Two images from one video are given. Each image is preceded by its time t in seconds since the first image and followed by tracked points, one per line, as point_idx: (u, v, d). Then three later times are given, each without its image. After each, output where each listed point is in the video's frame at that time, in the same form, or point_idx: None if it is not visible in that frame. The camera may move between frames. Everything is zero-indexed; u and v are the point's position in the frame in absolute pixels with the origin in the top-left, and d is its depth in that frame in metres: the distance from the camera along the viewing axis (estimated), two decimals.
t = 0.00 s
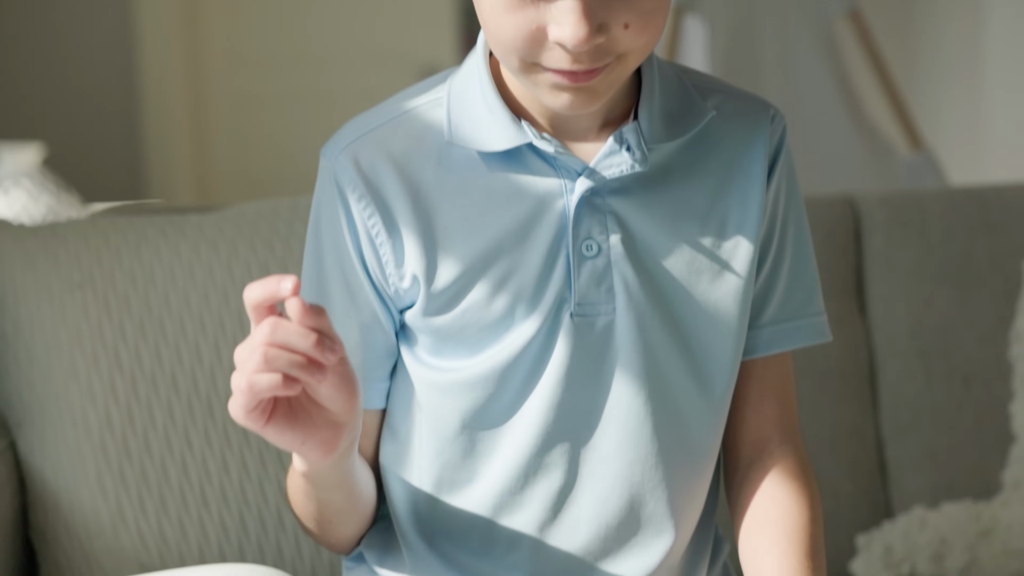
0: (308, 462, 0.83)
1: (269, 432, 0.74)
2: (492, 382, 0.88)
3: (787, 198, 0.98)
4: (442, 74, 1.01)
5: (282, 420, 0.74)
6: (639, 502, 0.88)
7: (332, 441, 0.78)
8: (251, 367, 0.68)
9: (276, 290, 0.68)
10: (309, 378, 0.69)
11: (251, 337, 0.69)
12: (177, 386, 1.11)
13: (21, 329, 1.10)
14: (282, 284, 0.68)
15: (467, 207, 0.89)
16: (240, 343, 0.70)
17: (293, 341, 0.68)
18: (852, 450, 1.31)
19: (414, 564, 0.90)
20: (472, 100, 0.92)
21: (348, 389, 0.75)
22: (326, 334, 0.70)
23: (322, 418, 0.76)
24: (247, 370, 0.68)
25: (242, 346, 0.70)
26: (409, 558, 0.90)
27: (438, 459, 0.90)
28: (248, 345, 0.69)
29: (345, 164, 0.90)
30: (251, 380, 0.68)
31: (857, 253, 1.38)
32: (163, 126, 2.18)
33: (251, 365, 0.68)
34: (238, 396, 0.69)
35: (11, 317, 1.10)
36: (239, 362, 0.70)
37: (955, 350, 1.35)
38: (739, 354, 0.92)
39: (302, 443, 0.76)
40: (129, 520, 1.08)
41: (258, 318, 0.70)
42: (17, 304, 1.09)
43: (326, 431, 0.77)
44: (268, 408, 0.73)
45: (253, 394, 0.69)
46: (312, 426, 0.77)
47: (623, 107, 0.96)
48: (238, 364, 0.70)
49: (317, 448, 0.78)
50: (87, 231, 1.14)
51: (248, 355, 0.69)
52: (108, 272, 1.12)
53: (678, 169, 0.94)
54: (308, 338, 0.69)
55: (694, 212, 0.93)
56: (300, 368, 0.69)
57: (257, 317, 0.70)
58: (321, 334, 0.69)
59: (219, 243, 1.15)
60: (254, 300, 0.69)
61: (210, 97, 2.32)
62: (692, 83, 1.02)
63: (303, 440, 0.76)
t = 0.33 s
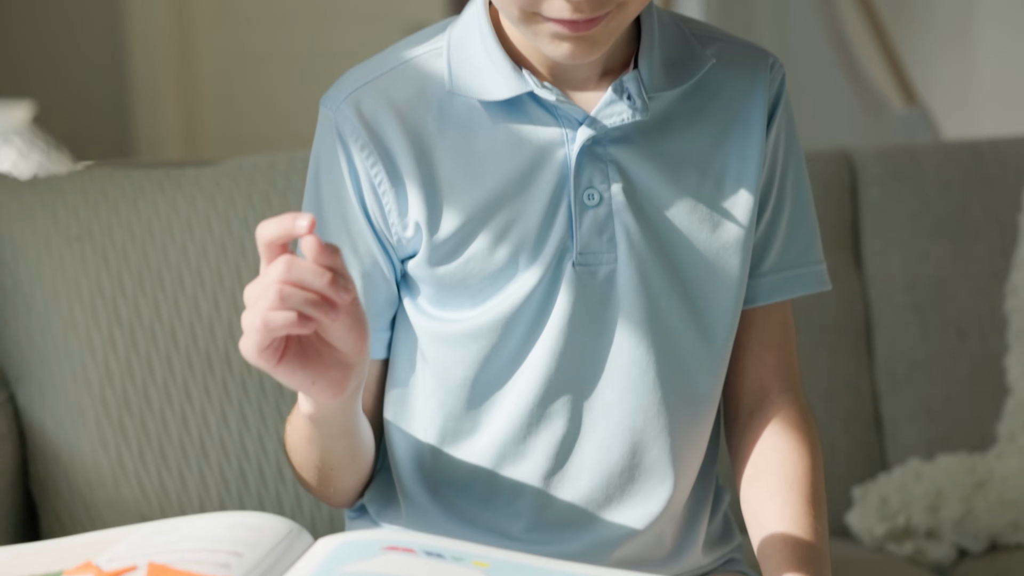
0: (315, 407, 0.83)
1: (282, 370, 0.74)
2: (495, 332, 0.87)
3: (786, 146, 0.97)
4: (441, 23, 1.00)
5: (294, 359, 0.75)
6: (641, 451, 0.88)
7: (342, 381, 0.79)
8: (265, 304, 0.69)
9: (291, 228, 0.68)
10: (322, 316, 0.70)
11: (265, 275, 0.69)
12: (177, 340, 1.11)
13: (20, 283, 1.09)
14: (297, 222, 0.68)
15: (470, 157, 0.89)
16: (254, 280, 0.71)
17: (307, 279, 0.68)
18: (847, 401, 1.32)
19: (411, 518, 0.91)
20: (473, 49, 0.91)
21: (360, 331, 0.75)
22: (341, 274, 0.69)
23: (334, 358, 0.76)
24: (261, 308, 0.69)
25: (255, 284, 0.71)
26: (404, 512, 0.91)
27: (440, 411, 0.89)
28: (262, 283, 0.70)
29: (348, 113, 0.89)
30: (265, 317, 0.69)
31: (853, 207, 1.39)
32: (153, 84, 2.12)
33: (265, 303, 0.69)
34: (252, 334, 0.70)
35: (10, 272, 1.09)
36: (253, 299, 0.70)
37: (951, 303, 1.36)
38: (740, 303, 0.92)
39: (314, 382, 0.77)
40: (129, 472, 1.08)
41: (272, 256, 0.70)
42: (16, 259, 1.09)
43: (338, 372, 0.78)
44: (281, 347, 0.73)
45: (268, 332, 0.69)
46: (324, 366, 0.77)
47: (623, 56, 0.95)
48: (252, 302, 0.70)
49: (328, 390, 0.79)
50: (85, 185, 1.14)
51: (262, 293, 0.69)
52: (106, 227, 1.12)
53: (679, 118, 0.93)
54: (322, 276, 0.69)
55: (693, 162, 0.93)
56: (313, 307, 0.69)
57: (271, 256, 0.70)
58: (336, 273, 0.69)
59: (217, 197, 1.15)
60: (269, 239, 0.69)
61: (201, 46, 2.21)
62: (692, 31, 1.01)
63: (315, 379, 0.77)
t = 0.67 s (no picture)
0: (314, 374, 0.82)
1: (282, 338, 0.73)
2: (498, 292, 0.87)
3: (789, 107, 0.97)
4: None
5: (294, 325, 0.73)
6: (645, 411, 0.87)
7: (343, 346, 0.77)
8: (264, 272, 0.67)
9: (289, 195, 0.67)
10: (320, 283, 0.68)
11: (263, 243, 0.67)
12: (179, 303, 1.11)
13: (21, 245, 1.09)
14: (295, 189, 0.67)
15: (473, 117, 0.88)
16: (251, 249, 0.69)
17: (305, 246, 0.67)
18: (847, 358, 1.36)
19: (417, 478, 0.90)
20: (476, 8, 0.91)
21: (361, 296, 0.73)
22: (339, 240, 0.68)
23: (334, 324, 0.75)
24: (260, 276, 0.67)
25: (252, 252, 0.69)
26: (413, 473, 0.91)
27: (443, 371, 0.89)
28: (259, 250, 0.68)
29: (351, 73, 0.88)
30: (264, 286, 0.67)
31: (852, 170, 1.44)
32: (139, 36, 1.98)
33: (263, 271, 0.67)
34: (251, 303, 0.68)
35: (10, 233, 1.09)
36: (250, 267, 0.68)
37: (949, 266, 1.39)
38: (742, 264, 0.92)
39: (314, 350, 0.75)
40: (132, 433, 1.08)
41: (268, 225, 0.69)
42: (16, 220, 1.08)
43: (338, 338, 0.76)
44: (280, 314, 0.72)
45: (267, 301, 0.67)
46: (324, 332, 0.76)
47: (627, 16, 0.94)
48: (249, 270, 0.68)
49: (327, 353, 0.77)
50: (83, 147, 1.14)
51: (259, 261, 0.67)
52: (107, 189, 1.12)
53: (683, 78, 0.93)
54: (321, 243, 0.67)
55: (697, 123, 0.92)
56: (312, 274, 0.67)
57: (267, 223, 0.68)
58: (334, 240, 0.68)
59: (216, 158, 1.16)
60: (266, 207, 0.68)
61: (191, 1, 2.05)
62: None
63: (315, 346, 0.75)
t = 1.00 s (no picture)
0: (316, 352, 0.82)
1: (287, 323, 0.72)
2: (501, 259, 0.87)
3: (793, 72, 0.97)
4: None
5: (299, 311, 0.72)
6: (648, 376, 0.88)
7: (346, 328, 0.76)
8: (269, 262, 0.66)
9: (293, 186, 0.66)
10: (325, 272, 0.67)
11: (266, 232, 0.66)
12: (182, 271, 1.13)
13: (22, 212, 1.10)
14: (299, 179, 0.66)
15: (478, 83, 0.88)
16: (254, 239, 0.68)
17: (310, 236, 0.66)
18: (848, 319, 1.39)
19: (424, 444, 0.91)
20: None
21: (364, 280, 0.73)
22: (343, 229, 0.67)
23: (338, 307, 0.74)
24: (264, 267, 0.66)
25: (255, 242, 0.68)
26: (428, 443, 0.90)
27: (447, 336, 0.89)
28: (264, 240, 0.67)
29: (355, 39, 0.88)
30: (269, 277, 0.66)
31: (852, 137, 1.47)
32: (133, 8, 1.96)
33: (267, 262, 0.66)
34: (256, 294, 0.67)
35: (11, 200, 1.10)
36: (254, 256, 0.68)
37: (949, 233, 1.41)
38: (747, 230, 0.92)
39: (319, 334, 0.75)
40: (136, 399, 1.09)
41: (271, 214, 0.68)
42: (17, 188, 1.10)
43: (342, 321, 0.76)
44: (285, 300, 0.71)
45: (273, 292, 0.66)
46: (328, 316, 0.75)
47: None
48: (253, 260, 0.67)
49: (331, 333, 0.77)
50: (84, 115, 1.16)
51: (263, 252, 0.66)
52: (109, 156, 1.14)
53: (687, 43, 0.92)
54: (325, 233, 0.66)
55: (702, 88, 0.92)
56: (315, 263, 0.67)
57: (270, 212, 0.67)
58: (338, 228, 0.67)
59: (218, 125, 1.19)
60: (270, 198, 0.67)
61: None
62: None
63: (319, 331, 0.75)
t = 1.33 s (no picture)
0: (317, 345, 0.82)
1: (297, 319, 0.73)
2: (503, 226, 0.87)
3: (798, 36, 0.96)
4: None
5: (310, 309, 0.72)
6: (651, 343, 0.88)
7: (354, 325, 0.76)
8: (283, 268, 0.66)
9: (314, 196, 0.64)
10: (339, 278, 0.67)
11: (283, 237, 0.66)
12: (181, 237, 1.17)
13: (22, 178, 1.15)
14: (321, 189, 0.64)
15: (480, 49, 0.88)
16: (270, 237, 0.67)
17: (326, 243, 0.65)
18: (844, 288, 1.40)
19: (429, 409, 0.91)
20: None
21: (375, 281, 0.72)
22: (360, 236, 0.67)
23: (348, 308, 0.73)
24: (278, 272, 0.66)
25: (269, 241, 0.67)
26: (432, 407, 0.91)
27: (450, 303, 0.89)
28: (280, 243, 0.66)
29: (357, 8, 0.90)
30: (283, 282, 0.66)
31: (851, 105, 1.47)
32: None
33: (282, 267, 0.66)
34: (269, 295, 0.67)
35: (12, 166, 1.15)
36: (270, 256, 0.67)
37: (947, 200, 1.42)
38: (749, 196, 0.91)
39: (327, 330, 0.75)
40: (137, 364, 1.14)
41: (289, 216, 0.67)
42: (17, 154, 1.14)
43: (351, 319, 0.75)
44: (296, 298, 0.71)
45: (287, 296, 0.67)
46: (338, 312, 0.75)
47: None
48: (268, 260, 0.67)
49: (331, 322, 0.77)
50: (85, 82, 1.19)
51: (278, 256, 0.66)
52: (108, 123, 1.17)
53: (691, 8, 0.92)
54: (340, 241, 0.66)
55: (706, 54, 0.91)
56: (328, 270, 0.66)
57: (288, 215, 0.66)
58: (354, 236, 0.66)
59: (217, 93, 1.21)
60: (289, 200, 0.66)
61: None
62: None
63: (329, 328, 0.75)
